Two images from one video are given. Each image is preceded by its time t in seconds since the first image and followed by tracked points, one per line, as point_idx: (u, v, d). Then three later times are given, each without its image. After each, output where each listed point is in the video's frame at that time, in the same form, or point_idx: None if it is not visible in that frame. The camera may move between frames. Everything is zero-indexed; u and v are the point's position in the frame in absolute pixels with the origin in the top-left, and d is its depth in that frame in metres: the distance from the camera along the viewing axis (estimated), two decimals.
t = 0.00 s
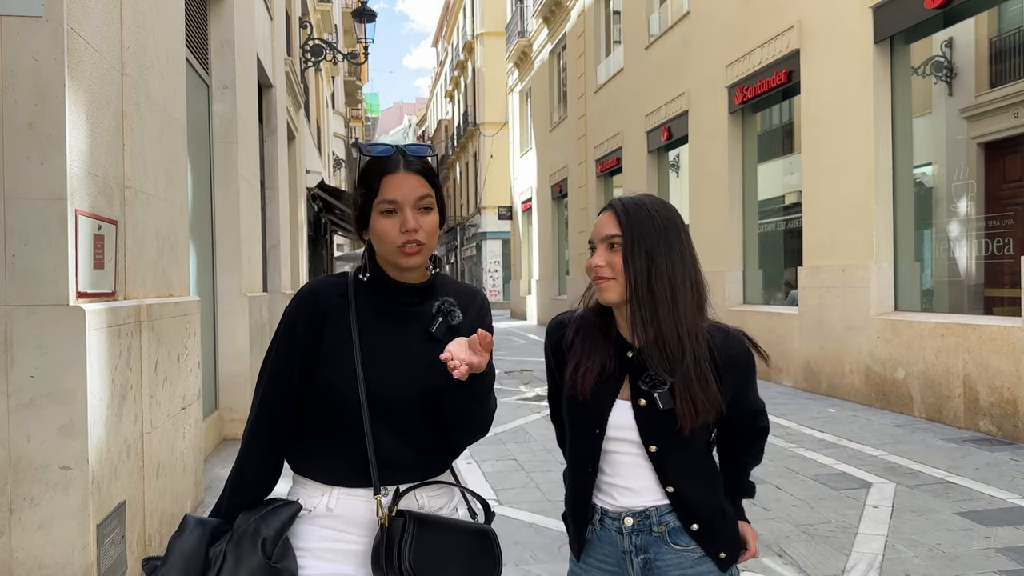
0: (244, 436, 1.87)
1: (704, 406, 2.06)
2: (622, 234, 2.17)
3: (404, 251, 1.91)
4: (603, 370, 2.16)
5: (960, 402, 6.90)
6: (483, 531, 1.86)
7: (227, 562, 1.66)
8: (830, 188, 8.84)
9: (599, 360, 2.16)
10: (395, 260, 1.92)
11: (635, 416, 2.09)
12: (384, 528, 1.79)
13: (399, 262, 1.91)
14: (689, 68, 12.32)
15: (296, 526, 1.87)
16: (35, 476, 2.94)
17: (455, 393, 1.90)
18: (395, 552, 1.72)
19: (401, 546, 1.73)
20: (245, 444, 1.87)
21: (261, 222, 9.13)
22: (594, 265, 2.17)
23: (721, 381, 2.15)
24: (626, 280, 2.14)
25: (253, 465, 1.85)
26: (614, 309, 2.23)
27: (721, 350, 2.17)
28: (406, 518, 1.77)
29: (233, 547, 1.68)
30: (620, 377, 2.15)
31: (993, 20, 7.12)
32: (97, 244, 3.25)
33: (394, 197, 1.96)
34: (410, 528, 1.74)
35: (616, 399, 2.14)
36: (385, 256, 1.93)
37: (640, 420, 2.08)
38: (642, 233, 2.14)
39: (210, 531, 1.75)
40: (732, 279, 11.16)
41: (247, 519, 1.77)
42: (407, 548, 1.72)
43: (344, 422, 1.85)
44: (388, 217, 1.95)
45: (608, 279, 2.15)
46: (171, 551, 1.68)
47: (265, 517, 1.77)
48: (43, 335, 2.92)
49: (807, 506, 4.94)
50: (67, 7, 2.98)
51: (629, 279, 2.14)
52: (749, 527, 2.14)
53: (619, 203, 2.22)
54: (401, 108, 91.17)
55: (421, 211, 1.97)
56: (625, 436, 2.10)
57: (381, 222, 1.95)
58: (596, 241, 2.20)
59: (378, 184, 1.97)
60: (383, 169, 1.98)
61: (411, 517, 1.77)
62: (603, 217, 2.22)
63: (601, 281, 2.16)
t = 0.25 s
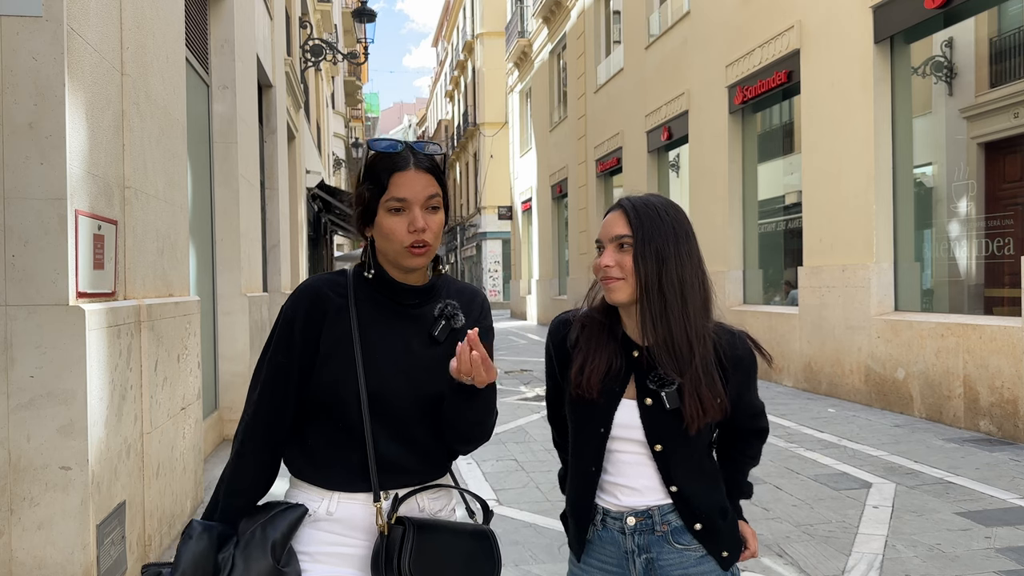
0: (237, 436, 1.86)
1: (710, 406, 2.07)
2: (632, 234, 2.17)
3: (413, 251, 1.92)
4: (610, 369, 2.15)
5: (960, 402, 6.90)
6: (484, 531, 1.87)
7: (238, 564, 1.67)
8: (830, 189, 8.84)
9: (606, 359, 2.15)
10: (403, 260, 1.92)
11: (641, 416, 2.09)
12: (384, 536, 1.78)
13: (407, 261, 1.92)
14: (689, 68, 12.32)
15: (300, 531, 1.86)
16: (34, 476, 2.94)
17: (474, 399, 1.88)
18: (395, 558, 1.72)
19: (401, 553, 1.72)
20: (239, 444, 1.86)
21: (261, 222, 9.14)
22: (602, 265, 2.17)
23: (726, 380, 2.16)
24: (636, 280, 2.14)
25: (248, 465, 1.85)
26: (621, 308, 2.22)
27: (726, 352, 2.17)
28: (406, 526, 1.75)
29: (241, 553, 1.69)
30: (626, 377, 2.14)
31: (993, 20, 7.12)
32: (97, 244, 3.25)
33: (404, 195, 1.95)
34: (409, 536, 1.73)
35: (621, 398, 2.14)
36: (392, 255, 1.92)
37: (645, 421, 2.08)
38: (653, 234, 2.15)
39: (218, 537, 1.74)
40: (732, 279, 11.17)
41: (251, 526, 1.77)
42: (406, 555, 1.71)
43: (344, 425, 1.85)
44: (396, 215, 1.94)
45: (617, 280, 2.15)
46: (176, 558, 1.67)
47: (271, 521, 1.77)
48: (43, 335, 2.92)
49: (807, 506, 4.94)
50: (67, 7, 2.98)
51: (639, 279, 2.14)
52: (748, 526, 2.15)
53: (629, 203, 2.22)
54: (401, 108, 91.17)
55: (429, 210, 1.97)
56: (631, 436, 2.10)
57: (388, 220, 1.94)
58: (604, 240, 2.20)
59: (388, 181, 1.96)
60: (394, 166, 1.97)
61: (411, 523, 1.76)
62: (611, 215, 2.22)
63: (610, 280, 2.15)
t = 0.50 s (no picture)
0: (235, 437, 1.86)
1: (710, 406, 2.07)
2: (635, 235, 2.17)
3: (414, 251, 1.91)
4: (610, 368, 2.15)
5: (960, 402, 6.90)
6: (484, 530, 1.86)
7: (245, 565, 1.68)
8: (830, 189, 8.84)
9: (607, 358, 2.15)
10: (404, 260, 1.91)
11: (641, 415, 2.09)
12: (387, 538, 1.78)
13: (408, 261, 1.91)
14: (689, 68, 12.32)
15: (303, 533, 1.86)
16: (34, 476, 2.93)
17: (459, 395, 1.83)
18: (399, 560, 1.73)
19: (406, 556, 1.73)
20: (238, 446, 1.85)
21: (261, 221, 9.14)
22: (604, 265, 2.17)
23: (727, 380, 2.16)
24: (638, 281, 2.14)
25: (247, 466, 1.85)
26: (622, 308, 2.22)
27: (727, 352, 2.17)
28: (409, 528, 1.76)
29: (248, 557, 1.69)
30: (627, 377, 2.14)
31: (993, 20, 7.11)
32: (97, 244, 3.25)
33: (407, 195, 1.94)
34: (413, 538, 1.74)
35: (622, 398, 2.13)
36: (393, 255, 1.92)
37: (645, 419, 2.08)
38: (655, 236, 2.15)
39: (224, 542, 1.75)
40: (732, 279, 11.17)
41: (255, 531, 1.77)
42: (411, 558, 1.72)
43: (344, 426, 1.84)
44: (399, 215, 1.94)
45: (620, 281, 2.14)
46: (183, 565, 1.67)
47: (277, 522, 1.78)
48: (43, 335, 2.92)
49: (807, 506, 4.94)
50: (67, 7, 2.98)
51: (641, 280, 2.14)
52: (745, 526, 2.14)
53: (631, 204, 2.22)
54: (401, 108, 91.19)
55: (431, 211, 1.97)
56: (632, 436, 2.10)
57: (390, 219, 1.93)
58: (606, 241, 2.20)
59: (391, 180, 1.95)
60: (397, 165, 1.96)
61: (414, 525, 1.77)
62: (613, 216, 2.22)
63: (614, 281, 2.15)
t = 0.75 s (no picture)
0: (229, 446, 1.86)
1: (710, 406, 2.07)
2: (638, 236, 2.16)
3: (411, 248, 1.92)
4: (610, 368, 2.15)
5: (960, 402, 6.90)
6: (485, 524, 1.84)
7: (253, 566, 1.68)
8: (831, 189, 8.84)
9: (607, 358, 2.15)
10: (402, 256, 1.91)
11: (641, 416, 2.09)
12: (390, 527, 1.78)
13: (405, 257, 1.92)
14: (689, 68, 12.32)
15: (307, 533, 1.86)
16: (34, 476, 2.93)
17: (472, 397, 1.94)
18: (404, 548, 1.73)
19: (410, 546, 1.74)
20: (233, 455, 1.85)
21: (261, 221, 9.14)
22: (605, 265, 2.17)
23: (725, 381, 2.16)
24: (639, 282, 2.14)
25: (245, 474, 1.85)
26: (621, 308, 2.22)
27: (727, 353, 2.17)
28: (412, 517, 1.77)
29: (256, 556, 1.69)
30: (627, 377, 2.14)
31: (993, 20, 7.11)
32: (97, 244, 3.25)
33: (413, 191, 1.93)
34: (417, 526, 1.75)
35: (622, 398, 2.13)
36: (392, 250, 1.91)
37: (646, 420, 2.08)
38: (659, 237, 2.14)
39: (231, 544, 1.73)
40: (732, 279, 11.17)
41: (260, 530, 1.76)
42: (416, 545, 1.73)
43: (338, 424, 1.84)
44: (402, 210, 1.92)
45: (622, 280, 2.14)
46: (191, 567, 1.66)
47: (281, 522, 1.78)
48: (43, 335, 2.92)
49: (807, 506, 4.94)
50: (67, 7, 2.98)
51: (644, 281, 2.13)
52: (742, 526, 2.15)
53: (632, 204, 2.21)
54: (401, 108, 91.19)
55: (432, 211, 1.97)
56: (632, 436, 2.10)
57: (393, 214, 1.92)
58: (607, 241, 2.20)
59: (398, 175, 1.93)
60: (405, 160, 1.94)
61: (418, 514, 1.78)
62: (614, 216, 2.21)
63: (617, 280, 2.14)
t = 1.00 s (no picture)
0: (231, 455, 1.84)
1: (711, 404, 2.07)
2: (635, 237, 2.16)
3: (408, 253, 1.93)
4: (610, 367, 2.15)
5: (960, 402, 6.90)
6: (486, 511, 1.88)
7: (266, 568, 1.68)
8: (831, 188, 8.84)
9: (607, 357, 2.15)
10: (399, 262, 1.92)
11: (643, 413, 2.09)
12: (391, 528, 1.78)
13: (402, 262, 1.93)
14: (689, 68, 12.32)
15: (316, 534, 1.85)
16: (34, 476, 2.93)
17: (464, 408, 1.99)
18: (404, 548, 1.73)
19: (411, 545, 1.73)
20: (236, 462, 1.83)
21: (261, 221, 9.14)
22: (602, 266, 2.17)
23: (727, 379, 2.15)
24: (636, 282, 2.14)
25: (249, 482, 1.82)
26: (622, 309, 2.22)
27: (726, 353, 2.17)
28: (411, 516, 1.77)
29: (268, 559, 1.69)
30: (627, 375, 2.14)
31: (993, 20, 7.11)
32: (97, 244, 3.25)
33: (409, 198, 1.94)
34: (416, 525, 1.75)
35: (622, 395, 2.13)
36: (389, 256, 1.91)
37: (647, 418, 2.08)
38: (656, 238, 2.14)
39: (242, 548, 1.74)
40: (732, 279, 11.17)
41: (269, 534, 1.76)
42: (416, 544, 1.72)
43: (340, 426, 1.84)
44: (399, 217, 1.93)
45: (620, 282, 2.14)
46: None
47: (290, 525, 1.78)
48: (43, 335, 2.92)
49: (807, 506, 4.94)
50: (67, 7, 2.98)
51: (641, 281, 2.13)
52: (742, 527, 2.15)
53: (629, 203, 2.21)
54: (401, 108, 91.19)
55: (427, 216, 1.97)
56: (633, 434, 2.10)
57: (389, 221, 1.92)
58: (604, 242, 2.20)
59: (393, 182, 1.93)
60: (398, 168, 1.94)
61: (417, 514, 1.77)
62: (610, 217, 2.22)
63: (615, 283, 2.15)
